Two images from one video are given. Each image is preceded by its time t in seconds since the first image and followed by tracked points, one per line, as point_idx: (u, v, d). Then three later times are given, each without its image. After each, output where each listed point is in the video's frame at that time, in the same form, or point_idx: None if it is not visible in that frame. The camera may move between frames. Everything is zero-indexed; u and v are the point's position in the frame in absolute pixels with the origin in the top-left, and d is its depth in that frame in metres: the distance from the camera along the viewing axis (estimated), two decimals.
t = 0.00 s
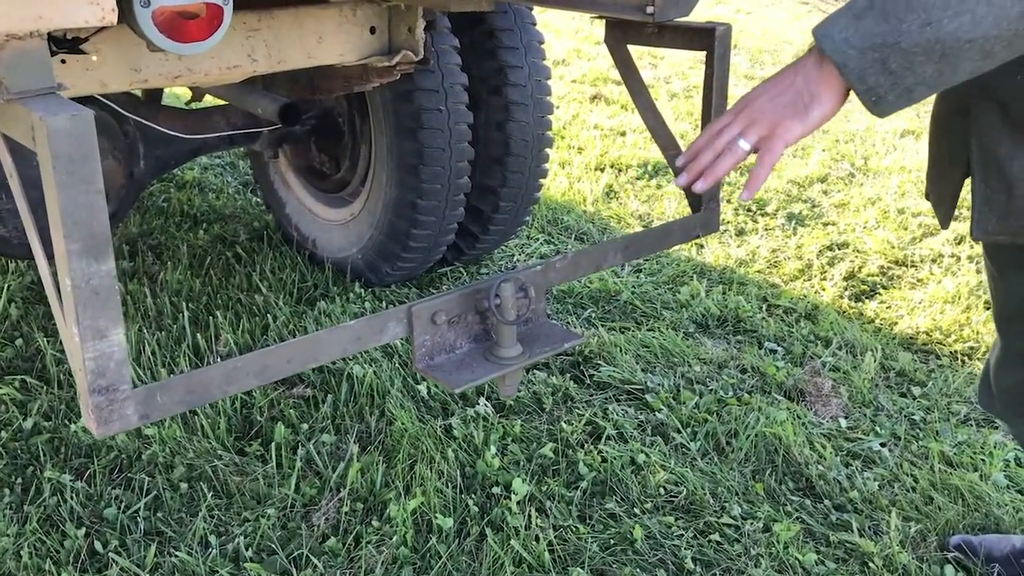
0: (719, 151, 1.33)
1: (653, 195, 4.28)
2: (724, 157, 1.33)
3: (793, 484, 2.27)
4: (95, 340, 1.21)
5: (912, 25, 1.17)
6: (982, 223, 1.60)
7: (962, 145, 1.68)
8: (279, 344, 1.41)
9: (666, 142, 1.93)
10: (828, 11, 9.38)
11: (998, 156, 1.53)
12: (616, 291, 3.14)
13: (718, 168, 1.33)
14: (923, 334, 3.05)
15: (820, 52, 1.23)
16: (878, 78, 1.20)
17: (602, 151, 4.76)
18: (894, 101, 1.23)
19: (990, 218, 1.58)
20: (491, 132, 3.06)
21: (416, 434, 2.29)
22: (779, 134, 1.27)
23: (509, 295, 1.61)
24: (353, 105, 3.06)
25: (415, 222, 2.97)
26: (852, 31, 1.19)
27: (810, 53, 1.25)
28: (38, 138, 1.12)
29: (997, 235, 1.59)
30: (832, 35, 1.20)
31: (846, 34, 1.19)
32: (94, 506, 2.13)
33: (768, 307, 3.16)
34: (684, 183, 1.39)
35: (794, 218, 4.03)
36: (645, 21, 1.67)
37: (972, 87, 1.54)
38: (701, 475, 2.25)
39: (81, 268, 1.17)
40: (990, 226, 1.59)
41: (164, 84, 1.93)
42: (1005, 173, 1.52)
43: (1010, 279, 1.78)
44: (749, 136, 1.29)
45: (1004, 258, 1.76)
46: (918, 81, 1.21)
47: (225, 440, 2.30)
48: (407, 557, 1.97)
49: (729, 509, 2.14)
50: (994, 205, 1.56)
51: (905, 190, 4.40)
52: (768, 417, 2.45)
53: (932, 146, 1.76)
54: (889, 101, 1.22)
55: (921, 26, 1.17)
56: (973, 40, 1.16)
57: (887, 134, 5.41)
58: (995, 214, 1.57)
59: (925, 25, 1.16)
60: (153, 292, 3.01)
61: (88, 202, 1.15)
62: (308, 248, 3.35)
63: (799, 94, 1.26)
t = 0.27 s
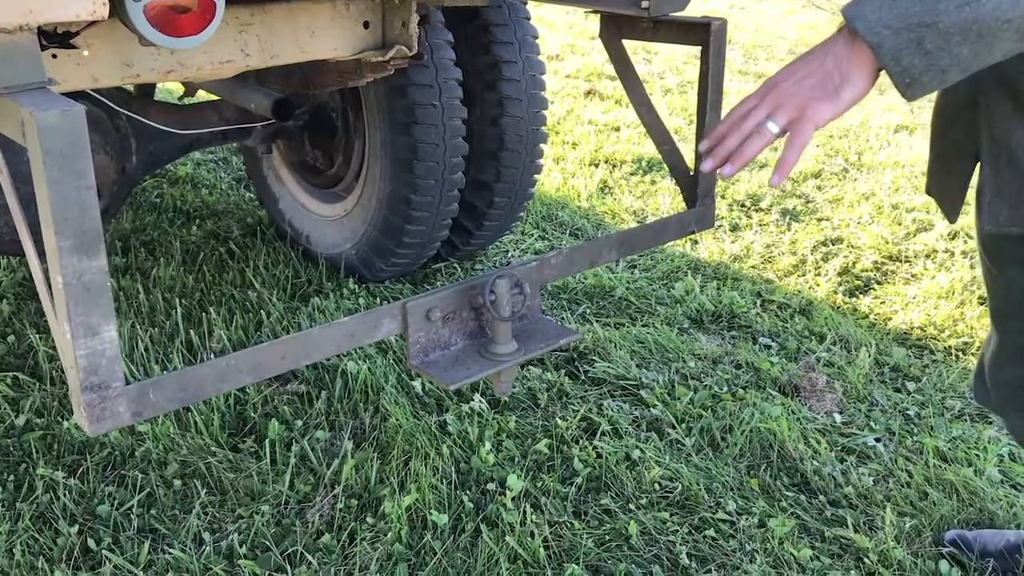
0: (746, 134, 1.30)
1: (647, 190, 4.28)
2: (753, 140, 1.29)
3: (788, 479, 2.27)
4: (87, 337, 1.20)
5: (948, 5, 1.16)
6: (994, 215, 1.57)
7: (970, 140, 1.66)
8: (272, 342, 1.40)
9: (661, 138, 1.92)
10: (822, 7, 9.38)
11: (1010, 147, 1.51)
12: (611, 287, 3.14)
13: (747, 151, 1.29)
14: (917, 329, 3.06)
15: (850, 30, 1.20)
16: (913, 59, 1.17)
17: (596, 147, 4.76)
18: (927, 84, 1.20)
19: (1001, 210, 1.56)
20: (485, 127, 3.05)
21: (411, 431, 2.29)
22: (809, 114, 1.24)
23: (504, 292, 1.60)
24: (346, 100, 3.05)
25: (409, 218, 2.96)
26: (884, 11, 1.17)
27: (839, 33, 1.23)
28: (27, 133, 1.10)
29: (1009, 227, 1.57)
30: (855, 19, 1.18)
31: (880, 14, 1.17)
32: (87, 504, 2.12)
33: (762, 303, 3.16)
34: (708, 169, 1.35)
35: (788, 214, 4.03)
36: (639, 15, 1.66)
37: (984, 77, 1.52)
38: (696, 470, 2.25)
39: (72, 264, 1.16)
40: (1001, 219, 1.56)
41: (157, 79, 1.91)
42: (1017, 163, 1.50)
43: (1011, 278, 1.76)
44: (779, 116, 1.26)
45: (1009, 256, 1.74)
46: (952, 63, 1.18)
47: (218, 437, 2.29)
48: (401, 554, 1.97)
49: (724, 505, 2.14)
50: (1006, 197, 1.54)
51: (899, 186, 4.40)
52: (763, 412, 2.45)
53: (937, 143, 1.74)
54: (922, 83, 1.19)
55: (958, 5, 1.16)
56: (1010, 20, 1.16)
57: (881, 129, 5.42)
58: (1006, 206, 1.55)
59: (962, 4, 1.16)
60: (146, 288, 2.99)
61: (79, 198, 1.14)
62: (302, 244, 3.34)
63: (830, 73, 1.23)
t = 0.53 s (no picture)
0: (743, 127, 1.30)
1: (640, 187, 4.28)
2: (750, 132, 1.29)
3: (781, 476, 2.27)
4: (81, 337, 1.20)
5: None
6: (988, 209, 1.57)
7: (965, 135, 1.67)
8: (267, 341, 1.39)
9: (656, 135, 1.92)
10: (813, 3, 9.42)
11: (1005, 140, 1.51)
12: (604, 285, 3.14)
13: (744, 144, 1.29)
14: (910, 326, 3.06)
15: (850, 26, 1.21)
16: (911, 54, 1.17)
17: (589, 144, 4.75)
18: (925, 78, 1.20)
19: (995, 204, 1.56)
20: (478, 124, 3.04)
21: (405, 428, 2.28)
22: (806, 108, 1.24)
23: (501, 290, 1.60)
24: (339, 96, 3.04)
25: (402, 215, 2.95)
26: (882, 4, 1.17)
27: (836, 26, 1.23)
28: (20, 131, 1.10)
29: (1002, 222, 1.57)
30: (851, 13, 1.19)
31: (878, 6, 1.17)
32: (79, 503, 2.10)
33: (755, 300, 3.17)
34: (706, 161, 1.35)
35: (780, 210, 4.04)
36: (633, 12, 1.65)
37: (980, 70, 1.53)
38: (690, 467, 2.25)
39: (66, 263, 1.15)
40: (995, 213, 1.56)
41: (149, 75, 1.90)
42: (1012, 156, 1.51)
43: (1005, 272, 1.76)
44: (776, 109, 1.26)
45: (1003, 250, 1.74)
46: (950, 57, 1.18)
47: (211, 435, 2.28)
48: (396, 552, 1.96)
49: (718, 502, 2.15)
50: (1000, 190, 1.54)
51: (891, 182, 4.42)
52: (756, 409, 2.45)
53: (933, 138, 1.75)
54: (920, 77, 1.19)
55: None
56: (1007, 13, 1.17)
57: (872, 126, 5.43)
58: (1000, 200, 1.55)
59: None
60: (138, 286, 2.98)
61: (73, 197, 1.13)
62: (294, 241, 3.33)
63: (827, 67, 1.23)
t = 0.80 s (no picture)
0: (737, 127, 1.29)
1: (630, 185, 4.28)
2: (744, 132, 1.28)
3: (774, 474, 2.28)
4: (76, 342, 1.19)
5: None
6: (980, 209, 1.57)
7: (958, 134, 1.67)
8: (263, 344, 1.39)
9: (649, 135, 1.92)
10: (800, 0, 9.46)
11: (997, 140, 1.51)
12: (596, 283, 3.14)
13: (738, 144, 1.28)
14: (900, 323, 3.08)
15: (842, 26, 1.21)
16: (903, 54, 1.18)
17: (579, 141, 4.75)
18: (918, 78, 1.20)
19: (987, 203, 1.56)
20: (469, 123, 3.04)
21: (398, 429, 2.28)
22: (800, 107, 1.24)
23: (497, 291, 1.60)
24: (329, 96, 3.03)
25: (393, 214, 2.94)
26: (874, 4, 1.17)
27: (829, 25, 1.23)
28: (14, 134, 1.08)
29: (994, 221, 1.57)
30: (844, 13, 1.19)
31: (871, 7, 1.18)
32: (70, 506, 2.09)
33: (746, 298, 3.18)
34: (699, 163, 1.35)
35: (769, 208, 4.05)
36: (627, 11, 1.65)
37: (972, 70, 1.53)
38: (683, 466, 2.26)
39: (61, 268, 1.14)
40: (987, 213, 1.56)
41: (139, 76, 1.88)
42: (1004, 155, 1.51)
43: (996, 270, 1.77)
44: (769, 109, 1.26)
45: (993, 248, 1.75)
46: (942, 57, 1.18)
47: (203, 437, 2.27)
48: (390, 553, 1.96)
49: (712, 500, 2.15)
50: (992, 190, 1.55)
51: (879, 179, 4.44)
52: (749, 407, 2.46)
53: (926, 137, 1.75)
54: (913, 77, 1.19)
55: None
56: (1001, 13, 1.16)
57: (860, 123, 5.46)
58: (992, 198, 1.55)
59: None
60: (127, 287, 2.96)
61: (68, 201, 1.12)
62: (284, 240, 3.31)
63: (820, 66, 1.23)
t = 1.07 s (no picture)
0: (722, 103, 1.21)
1: (616, 184, 4.29)
2: (741, 111, 1.22)
3: (764, 471, 2.29)
4: (71, 349, 1.18)
5: None
6: (969, 208, 1.58)
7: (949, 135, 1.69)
8: (258, 349, 1.38)
9: (639, 135, 1.92)
10: None
11: (988, 139, 1.53)
12: (584, 283, 3.14)
13: (737, 124, 1.22)
14: (885, 319, 3.10)
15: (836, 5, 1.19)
16: (894, 41, 1.18)
17: (564, 141, 4.76)
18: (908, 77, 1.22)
19: (976, 202, 1.57)
20: (455, 123, 3.03)
21: (389, 430, 2.28)
22: (785, 79, 1.18)
23: (491, 293, 1.60)
24: (315, 97, 3.02)
25: (380, 215, 2.93)
26: None
27: None
28: (5, 141, 1.08)
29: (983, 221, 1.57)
30: None
31: None
32: (59, 512, 2.07)
33: (733, 296, 3.19)
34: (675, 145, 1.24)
35: (754, 206, 4.06)
36: (615, 12, 1.65)
37: (965, 69, 1.55)
38: (674, 464, 2.27)
39: (55, 275, 1.13)
40: (976, 212, 1.57)
41: (126, 79, 1.87)
42: (994, 154, 1.52)
43: (987, 269, 1.79)
44: (757, 83, 1.19)
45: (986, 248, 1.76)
46: (931, 56, 1.19)
47: (193, 441, 2.26)
48: (383, 555, 1.96)
49: (703, 498, 2.16)
50: (983, 188, 1.55)
51: (863, 176, 4.47)
52: (738, 405, 2.47)
53: (918, 138, 1.77)
54: (903, 76, 1.21)
55: None
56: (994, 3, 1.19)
57: (843, 120, 5.49)
58: (982, 197, 1.56)
59: None
60: (113, 291, 2.94)
61: (61, 208, 1.11)
62: (270, 242, 3.30)
63: (807, 38, 1.19)
